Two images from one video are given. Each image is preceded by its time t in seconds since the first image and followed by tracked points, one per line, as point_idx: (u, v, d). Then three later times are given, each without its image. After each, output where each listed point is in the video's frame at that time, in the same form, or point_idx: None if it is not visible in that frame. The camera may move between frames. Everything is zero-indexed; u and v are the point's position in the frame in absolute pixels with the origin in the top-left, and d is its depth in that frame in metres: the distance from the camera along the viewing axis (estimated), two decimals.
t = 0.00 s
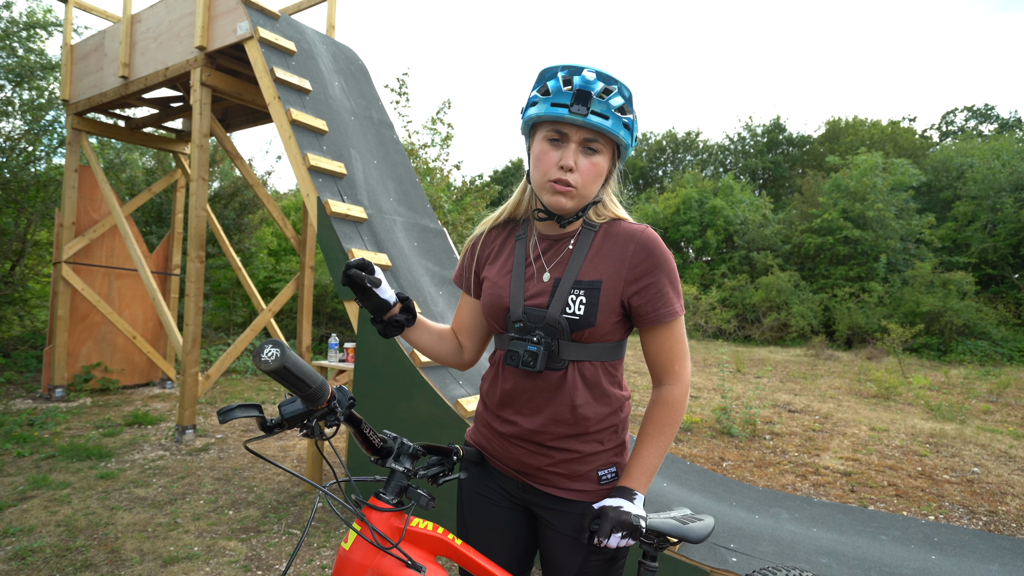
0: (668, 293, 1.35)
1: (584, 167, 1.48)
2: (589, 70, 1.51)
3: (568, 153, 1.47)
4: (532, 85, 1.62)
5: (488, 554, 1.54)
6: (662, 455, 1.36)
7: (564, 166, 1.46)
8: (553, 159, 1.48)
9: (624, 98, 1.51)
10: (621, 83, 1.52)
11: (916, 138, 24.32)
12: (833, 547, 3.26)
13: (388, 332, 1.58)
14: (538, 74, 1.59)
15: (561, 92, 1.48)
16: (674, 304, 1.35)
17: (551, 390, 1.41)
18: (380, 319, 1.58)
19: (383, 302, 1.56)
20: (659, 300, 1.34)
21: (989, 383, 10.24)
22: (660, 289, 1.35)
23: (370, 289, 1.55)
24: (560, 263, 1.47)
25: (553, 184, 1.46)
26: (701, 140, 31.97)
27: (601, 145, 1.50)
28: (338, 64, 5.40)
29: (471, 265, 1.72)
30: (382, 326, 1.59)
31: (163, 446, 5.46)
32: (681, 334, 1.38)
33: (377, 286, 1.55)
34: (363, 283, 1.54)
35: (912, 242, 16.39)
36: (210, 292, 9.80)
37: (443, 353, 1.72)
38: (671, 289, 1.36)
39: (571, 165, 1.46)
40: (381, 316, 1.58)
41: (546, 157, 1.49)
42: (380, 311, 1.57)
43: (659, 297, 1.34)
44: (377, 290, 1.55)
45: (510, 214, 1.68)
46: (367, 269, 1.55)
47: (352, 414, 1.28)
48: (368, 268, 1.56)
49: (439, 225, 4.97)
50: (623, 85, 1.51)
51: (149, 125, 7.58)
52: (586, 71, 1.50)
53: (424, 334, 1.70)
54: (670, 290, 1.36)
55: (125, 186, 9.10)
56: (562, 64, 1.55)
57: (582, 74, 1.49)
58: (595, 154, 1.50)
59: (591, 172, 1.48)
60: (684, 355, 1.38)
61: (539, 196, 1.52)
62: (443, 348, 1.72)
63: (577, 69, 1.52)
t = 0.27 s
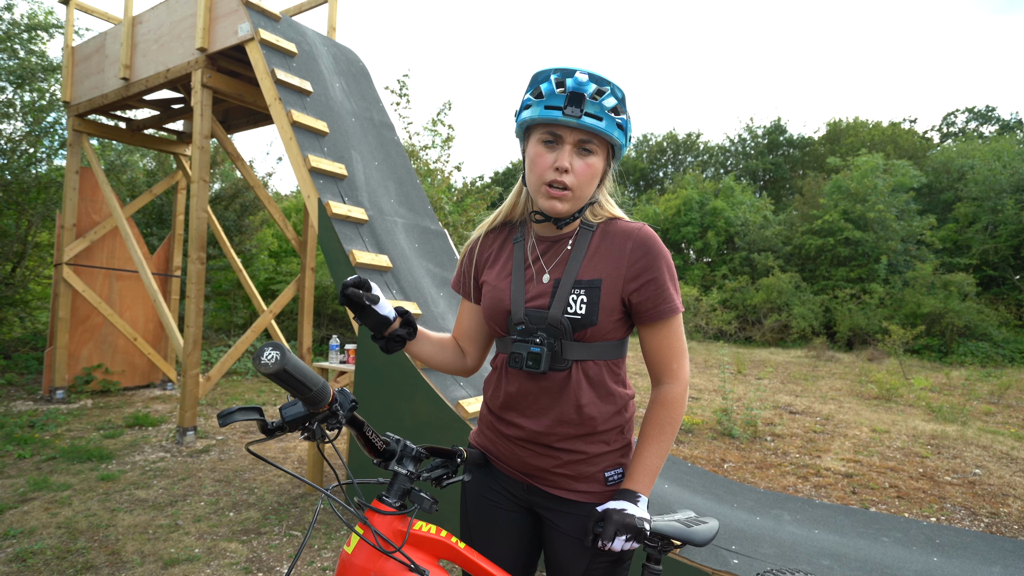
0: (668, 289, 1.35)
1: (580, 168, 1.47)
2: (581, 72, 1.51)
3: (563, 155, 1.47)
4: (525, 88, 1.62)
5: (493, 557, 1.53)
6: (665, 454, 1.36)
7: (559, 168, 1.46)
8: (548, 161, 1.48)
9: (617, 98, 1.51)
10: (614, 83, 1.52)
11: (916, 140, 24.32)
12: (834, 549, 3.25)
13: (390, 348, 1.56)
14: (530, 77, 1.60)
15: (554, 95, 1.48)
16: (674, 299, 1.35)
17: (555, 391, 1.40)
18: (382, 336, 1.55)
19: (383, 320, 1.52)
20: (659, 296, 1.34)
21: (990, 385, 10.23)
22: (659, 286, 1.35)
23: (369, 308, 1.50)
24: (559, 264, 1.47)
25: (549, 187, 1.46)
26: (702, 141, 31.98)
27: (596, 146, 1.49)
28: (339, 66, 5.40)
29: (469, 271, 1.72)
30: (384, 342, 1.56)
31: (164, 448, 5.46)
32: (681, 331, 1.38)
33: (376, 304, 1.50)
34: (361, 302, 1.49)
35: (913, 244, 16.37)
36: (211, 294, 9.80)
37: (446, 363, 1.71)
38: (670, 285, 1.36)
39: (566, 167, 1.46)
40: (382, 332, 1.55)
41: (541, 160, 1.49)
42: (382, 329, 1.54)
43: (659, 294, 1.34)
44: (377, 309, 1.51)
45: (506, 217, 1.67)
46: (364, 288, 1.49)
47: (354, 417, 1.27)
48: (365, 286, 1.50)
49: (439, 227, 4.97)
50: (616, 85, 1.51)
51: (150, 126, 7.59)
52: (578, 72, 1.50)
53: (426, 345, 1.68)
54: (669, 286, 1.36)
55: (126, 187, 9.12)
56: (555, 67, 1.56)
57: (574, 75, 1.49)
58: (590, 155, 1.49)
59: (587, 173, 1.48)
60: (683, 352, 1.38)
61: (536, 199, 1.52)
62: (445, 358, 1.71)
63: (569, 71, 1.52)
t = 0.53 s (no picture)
0: (673, 290, 1.35)
1: (581, 166, 1.47)
2: (579, 71, 1.51)
3: (564, 154, 1.47)
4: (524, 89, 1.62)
5: (495, 559, 1.53)
6: (668, 456, 1.35)
7: (561, 167, 1.46)
8: (549, 160, 1.48)
9: (616, 96, 1.51)
10: (613, 81, 1.51)
11: (916, 140, 24.33)
12: (835, 550, 3.24)
13: (393, 348, 1.55)
14: (529, 77, 1.60)
15: (554, 94, 1.47)
16: (678, 300, 1.35)
17: (560, 392, 1.40)
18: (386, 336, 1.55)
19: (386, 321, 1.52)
20: (664, 297, 1.34)
21: (990, 386, 10.22)
22: (664, 286, 1.34)
23: (373, 307, 1.50)
24: (564, 265, 1.47)
25: (551, 187, 1.46)
26: (702, 142, 31.99)
27: (596, 143, 1.49)
28: (339, 67, 5.40)
29: (472, 272, 1.71)
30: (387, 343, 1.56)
31: (164, 450, 5.45)
32: (685, 331, 1.38)
33: (380, 304, 1.50)
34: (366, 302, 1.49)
35: (913, 244, 16.36)
36: (211, 295, 9.80)
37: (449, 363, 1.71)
38: (675, 286, 1.36)
39: (567, 166, 1.46)
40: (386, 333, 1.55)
41: (542, 159, 1.49)
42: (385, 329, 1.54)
43: (664, 294, 1.34)
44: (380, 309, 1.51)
45: (510, 219, 1.67)
46: (368, 287, 1.49)
47: (354, 418, 1.27)
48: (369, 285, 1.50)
49: (439, 228, 4.97)
50: (614, 83, 1.51)
51: (150, 128, 7.59)
52: (577, 71, 1.50)
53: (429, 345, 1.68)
54: (675, 287, 1.36)
55: (125, 189, 9.12)
56: (553, 67, 1.55)
57: (573, 75, 1.48)
58: (592, 153, 1.49)
59: (588, 172, 1.48)
60: (687, 354, 1.38)
61: (538, 199, 1.51)
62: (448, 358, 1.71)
63: (568, 70, 1.52)
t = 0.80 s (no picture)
0: (675, 288, 1.35)
1: (582, 162, 1.48)
2: (581, 69, 1.51)
3: (565, 149, 1.48)
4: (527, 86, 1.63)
5: (494, 559, 1.53)
6: (667, 457, 1.36)
7: (562, 162, 1.47)
8: (550, 155, 1.49)
9: (618, 93, 1.51)
10: (615, 79, 1.52)
11: (914, 141, 24.38)
12: (834, 550, 3.24)
13: (400, 321, 1.59)
14: (532, 73, 1.61)
15: (555, 91, 1.48)
16: (680, 298, 1.35)
17: (560, 389, 1.40)
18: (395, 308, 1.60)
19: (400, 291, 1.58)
20: (665, 295, 1.34)
21: (988, 386, 10.23)
22: (665, 284, 1.35)
23: (392, 275, 1.56)
24: (566, 261, 1.47)
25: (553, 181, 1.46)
26: (700, 143, 32.01)
27: (598, 139, 1.50)
28: (338, 67, 5.40)
29: (474, 268, 1.71)
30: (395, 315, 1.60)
31: (162, 451, 5.45)
32: (686, 331, 1.38)
33: (400, 273, 1.56)
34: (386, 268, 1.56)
35: (911, 245, 16.39)
36: (209, 296, 9.79)
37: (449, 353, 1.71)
38: (677, 285, 1.36)
39: (569, 161, 1.47)
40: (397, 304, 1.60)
41: (543, 155, 1.49)
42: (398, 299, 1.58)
43: (666, 293, 1.34)
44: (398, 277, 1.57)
45: (513, 218, 1.68)
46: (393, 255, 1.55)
47: (350, 418, 1.27)
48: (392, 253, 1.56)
49: (438, 229, 4.97)
50: (616, 81, 1.51)
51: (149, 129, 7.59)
52: (579, 69, 1.51)
53: (433, 330, 1.69)
54: (677, 286, 1.36)
55: (124, 190, 9.12)
56: (556, 63, 1.56)
57: (574, 72, 1.49)
58: (593, 149, 1.49)
59: (590, 167, 1.48)
60: (687, 353, 1.38)
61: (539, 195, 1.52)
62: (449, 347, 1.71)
63: (570, 67, 1.53)
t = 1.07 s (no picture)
0: (677, 290, 1.35)
1: (582, 163, 1.47)
2: (579, 71, 1.52)
3: (564, 150, 1.48)
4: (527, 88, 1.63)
5: (493, 560, 1.53)
6: (666, 458, 1.35)
7: (561, 163, 1.47)
8: (550, 157, 1.49)
9: (616, 94, 1.51)
10: (612, 80, 1.51)
11: (912, 142, 24.42)
12: (832, 550, 3.24)
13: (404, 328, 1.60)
14: (531, 76, 1.61)
15: (554, 93, 1.49)
16: (682, 299, 1.35)
17: (562, 388, 1.40)
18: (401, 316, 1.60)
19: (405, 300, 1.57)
20: (667, 295, 1.34)
21: (986, 386, 10.25)
22: (667, 285, 1.35)
23: (396, 283, 1.55)
24: (569, 261, 1.47)
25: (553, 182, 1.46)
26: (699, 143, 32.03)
27: (597, 140, 1.49)
28: (336, 67, 5.40)
29: (477, 268, 1.71)
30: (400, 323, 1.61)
31: (160, 451, 5.44)
32: (687, 332, 1.38)
33: (403, 281, 1.55)
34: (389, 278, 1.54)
35: (909, 245, 16.41)
36: (208, 296, 9.78)
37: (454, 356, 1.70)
38: (679, 286, 1.36)
39: (568, 161, 1.47)
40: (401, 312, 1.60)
41: (543, 156, 1.50)
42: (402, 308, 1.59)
43: (668, 293, 1.34)
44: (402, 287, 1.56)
45: (517, 220, 1.68)
46: (395, 264, 1.54)
47: (347, 419, 1.27)
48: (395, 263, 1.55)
49: (437, 229, 4.96)
50: (614, 82, 1.51)
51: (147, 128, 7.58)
52: (577, 71, 1.51)
53: (438, 335, 1.68)
54: (678, 286, 1.36)
55: (122, 190, 9.11)
56: (555, 65, 1.56)
57: (573, 74, 1.49)
58: (592, 149, 1.49)
59: (590, 168, 1.48)
60: (688, 355, 1.38)
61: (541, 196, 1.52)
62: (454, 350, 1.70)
63: (568, 69, 1.53)
